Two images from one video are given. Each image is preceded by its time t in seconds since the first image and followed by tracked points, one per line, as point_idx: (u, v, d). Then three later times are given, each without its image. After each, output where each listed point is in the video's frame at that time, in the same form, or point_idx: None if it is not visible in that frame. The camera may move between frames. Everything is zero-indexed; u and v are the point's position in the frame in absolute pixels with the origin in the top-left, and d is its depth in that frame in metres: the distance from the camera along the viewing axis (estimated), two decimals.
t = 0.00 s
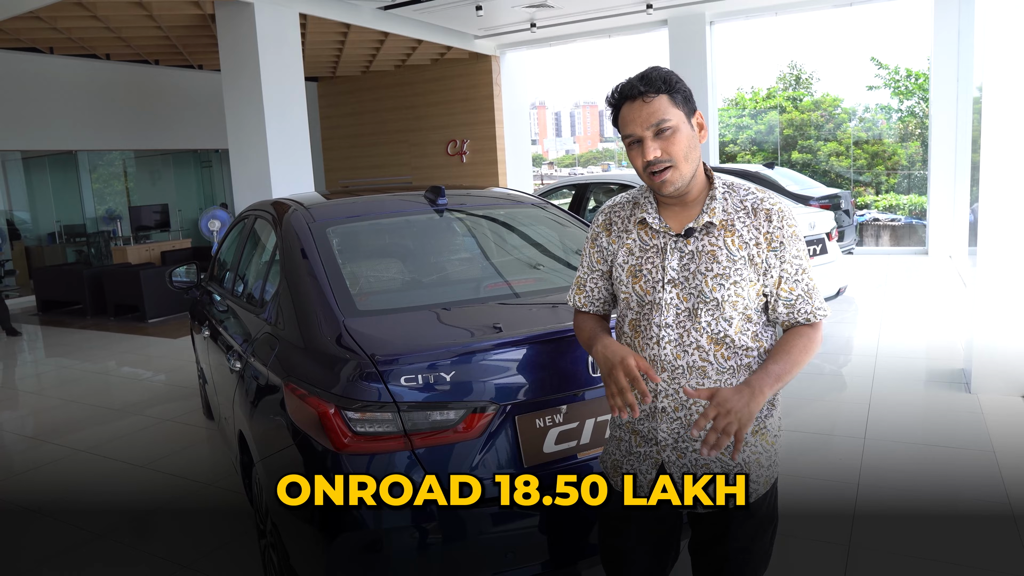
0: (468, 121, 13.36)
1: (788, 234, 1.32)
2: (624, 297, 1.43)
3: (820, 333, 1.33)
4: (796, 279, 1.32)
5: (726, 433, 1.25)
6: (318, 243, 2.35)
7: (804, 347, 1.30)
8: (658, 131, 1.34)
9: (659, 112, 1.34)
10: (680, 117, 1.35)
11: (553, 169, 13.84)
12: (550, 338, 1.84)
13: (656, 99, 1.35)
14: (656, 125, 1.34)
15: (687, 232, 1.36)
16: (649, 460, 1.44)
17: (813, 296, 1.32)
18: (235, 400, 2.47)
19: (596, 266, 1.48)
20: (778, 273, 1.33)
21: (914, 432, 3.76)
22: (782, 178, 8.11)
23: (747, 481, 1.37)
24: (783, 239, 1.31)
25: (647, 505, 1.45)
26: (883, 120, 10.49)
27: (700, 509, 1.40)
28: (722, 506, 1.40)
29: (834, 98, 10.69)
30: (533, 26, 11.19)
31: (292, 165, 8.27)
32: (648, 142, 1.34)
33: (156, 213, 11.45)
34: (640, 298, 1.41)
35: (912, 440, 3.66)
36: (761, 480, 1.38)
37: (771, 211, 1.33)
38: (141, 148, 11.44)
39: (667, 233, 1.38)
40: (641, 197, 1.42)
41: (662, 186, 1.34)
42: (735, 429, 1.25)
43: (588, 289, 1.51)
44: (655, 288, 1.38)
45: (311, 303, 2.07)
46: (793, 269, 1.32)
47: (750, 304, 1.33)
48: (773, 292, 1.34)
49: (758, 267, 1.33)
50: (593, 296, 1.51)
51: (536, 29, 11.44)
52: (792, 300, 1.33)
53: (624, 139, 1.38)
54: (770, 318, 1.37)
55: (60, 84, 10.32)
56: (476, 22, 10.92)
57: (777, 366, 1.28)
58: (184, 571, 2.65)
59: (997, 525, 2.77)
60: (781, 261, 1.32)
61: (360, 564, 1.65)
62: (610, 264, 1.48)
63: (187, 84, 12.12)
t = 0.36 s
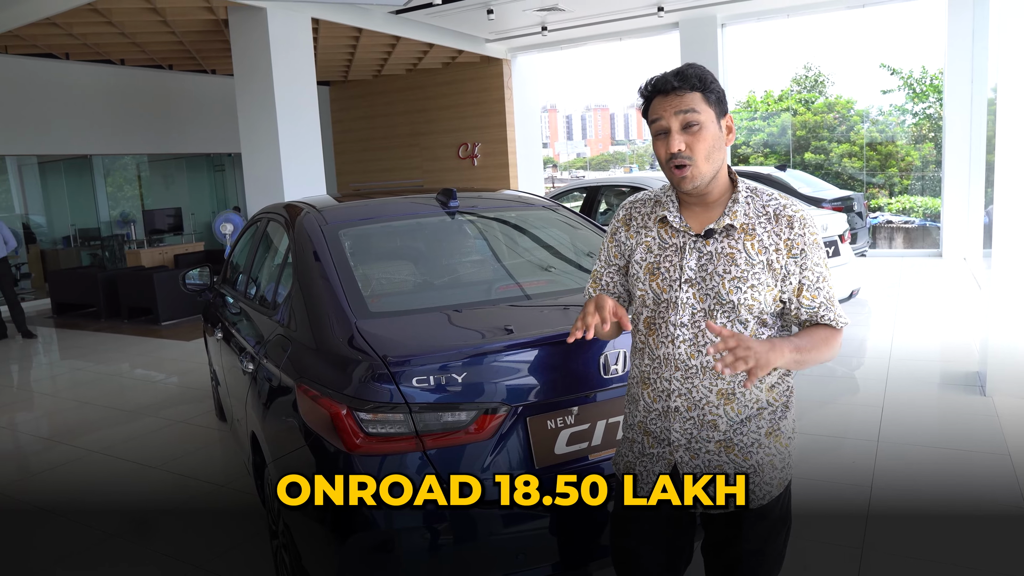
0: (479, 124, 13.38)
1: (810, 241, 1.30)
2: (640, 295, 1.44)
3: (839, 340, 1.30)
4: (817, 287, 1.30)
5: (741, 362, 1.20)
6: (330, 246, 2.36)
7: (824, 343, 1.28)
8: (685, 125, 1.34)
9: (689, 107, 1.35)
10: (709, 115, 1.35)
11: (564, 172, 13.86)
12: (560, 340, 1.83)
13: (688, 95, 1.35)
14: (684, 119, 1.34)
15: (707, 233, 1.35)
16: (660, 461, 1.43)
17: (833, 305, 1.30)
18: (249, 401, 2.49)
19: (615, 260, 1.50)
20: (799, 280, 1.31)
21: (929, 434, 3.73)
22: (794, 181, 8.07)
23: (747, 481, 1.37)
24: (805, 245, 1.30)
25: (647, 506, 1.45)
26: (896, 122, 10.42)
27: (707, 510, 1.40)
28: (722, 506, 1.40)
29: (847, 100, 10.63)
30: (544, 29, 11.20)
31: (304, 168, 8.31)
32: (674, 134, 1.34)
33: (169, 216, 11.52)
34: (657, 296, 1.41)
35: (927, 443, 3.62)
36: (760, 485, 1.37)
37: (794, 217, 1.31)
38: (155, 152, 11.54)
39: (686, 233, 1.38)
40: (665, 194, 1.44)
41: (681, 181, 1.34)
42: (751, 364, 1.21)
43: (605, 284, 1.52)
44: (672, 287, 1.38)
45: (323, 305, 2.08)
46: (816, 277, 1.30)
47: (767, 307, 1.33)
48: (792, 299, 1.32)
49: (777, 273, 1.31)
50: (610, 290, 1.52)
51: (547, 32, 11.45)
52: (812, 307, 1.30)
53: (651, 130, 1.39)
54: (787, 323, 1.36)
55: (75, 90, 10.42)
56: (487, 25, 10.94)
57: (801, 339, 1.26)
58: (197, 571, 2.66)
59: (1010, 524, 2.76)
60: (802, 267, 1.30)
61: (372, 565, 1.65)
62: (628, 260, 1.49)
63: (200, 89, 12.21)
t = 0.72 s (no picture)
0: (485, 125, 13.39)
1: (817, 242, 1.30)
2: (649, 294, 1.43)
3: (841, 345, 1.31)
4: (821, 287, 1.30)
5: (720, 373, 1.22)
6: (335, 246, 2.36)
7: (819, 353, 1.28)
8: (730, 124, 1.34)
9: (736, 106, 1.35)
10: (749, 121, 1.36)
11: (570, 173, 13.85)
12: (566, 340, 1.83)
13: (739, 93, 1.35)
14: (732, 116, 1.34)
15: (716, 232, 1.34)
16: (668, 460, 1.42)
17: (838, 307, 1.30)
18: (254, 401, 2.49)
19: (624, 260, 1.49)
20: (805, 280, 1.31)
21: (938, 435, 3.71)
22: (801, 181, 8.05)
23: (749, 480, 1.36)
24: (812, 245, 1.29)
25: (648, 505, 1.45)
26: (903, 123, 10.38)
27: (709, 509, 1.39)
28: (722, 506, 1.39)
29: (855, 100, 10.59)
30: (550, 30, 11.19)
31: (310, 168, 8.32)
32: (718, 127, 1.33)
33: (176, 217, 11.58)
34: (666, 295, 1.40)
35: (935, 443, 3.60)
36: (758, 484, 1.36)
37: (802, 217, 1.31)
38: (162, 152, 11.58)
39: (695, 232, 1.37)
40: (675, 192, 1.42)
41: (710, 176, 1.33)
42: (730, 377, 1.22)
43: (615, 283, 1.51)
44: (679, 286, 1.37)
45: (329, 305, 2.09)
46: (820, 277, 1.30)
47: (775, 307, 1.32)
48: (797, 299, 1.32)
49: (784, 273, 1.31)
50: (620, 290, 1.51)
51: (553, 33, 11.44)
52: (816, 309, 1.30)
53: (690, 116, 1.37)
54: (794, 323, 1.35)
55: (83, 90, 10.47)
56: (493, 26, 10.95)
57: (792, 350, 1.27)
58: (202, 570, 2.67)
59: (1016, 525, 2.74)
60: (809, 267, 1.30)
61: (376, 564, 1.65)
62: (637, 259, 1.48)
63: (207, 90, 12.26)
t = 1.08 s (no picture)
0: (487, 124, 13.39)
1: (827, 244, 1.29)
2: (655, 294, 1.42)
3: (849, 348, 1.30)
4: (831, 291, 1.29)
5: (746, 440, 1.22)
6: (335, 245, 2.36)
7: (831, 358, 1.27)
8: (749, 131, 1.32)
9: (755, 114, 1.32)
10: (768, 128, 1.34)
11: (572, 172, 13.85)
12: (566, 339, 1.83)
13: (759, 100, 1.32)
14: (751, 123, 1.32)
15: (726, 233, 1.34)
16: (677, 461, 1.42)
17: (847, 311, 1.29)
18: (254, 400, 2.50)
19: (631, 259, 1.48)
20: (815, 283, 1.30)
21: (940, 435, 3.70)
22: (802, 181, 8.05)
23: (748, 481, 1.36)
24: (822, 249, 1.29)
25: (648, 505, 1.46)
26: (906, 122, 10.36)
27: (708, 510, 1.40)
28: (722, 506, 1.39)
29: (858, 99, 10.56)
30: (551, 29, 11.18)
31: (311, 168, 8.33)
32: (735, 134, 1.31)
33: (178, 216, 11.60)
34: (673, 295, 1.39)
35: (936, 443, 3.60)
36: (762, 484, 1.36)
37: (813, 221, 1.30)
38: (164, 152, 11.61)
39: (705, 232, 1.36)
40: (685, 191, 1.41)
41: (725, 182, 1.32)
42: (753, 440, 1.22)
43: (623, 282, 1.50)
44: (687, 287, 1.37)
45: (328, 304, 2.09)
46: (831, 281, 1.29)
47: (784, 310, 1.31)
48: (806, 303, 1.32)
49: (794, 276, 1.30)
50: (627, 290, 1.50)
51: (555, 32, 11.45)
52: (827, 313, 1.29)
53: (707, 119, 1.34)
54: (802, 325, 1.35)
55: (86, 91, 10.49)
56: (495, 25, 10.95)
57: (804, 375, 1.25)
58: (202, 570, 2.67)
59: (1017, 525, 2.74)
60: (819, 270, 1.29)
61: (377, 564, 1.66)
62: (644, 257, 1.47)
63: (209, 90, 12.28)
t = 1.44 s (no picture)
0: (487, 125, 13.41)
1: (835, 248, 1.27)
2: (660, 297, 1.42)
3: (858, 349, 1.30)
4: (837, 294, 1.28)
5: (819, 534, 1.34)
6: (334, 245, 2.37)
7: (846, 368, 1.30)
8: (741, 139, 1.30)
9: (747, 120, 1.30)
10: (763, 134, 1.32)
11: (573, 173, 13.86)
12: (565, 340, 1.83)
13: (750, 105, 1.30)
14: (740, 132, 1.30)
15: (729, 238, 1.33)
16: (685, 459, 1.43)
17: (858, 314, 1.28)
18: (254, 400, 2.51)
19: (638, 262, 1.47)
20: (820, 287, 1.28)
21: (941, 435, 3.70)
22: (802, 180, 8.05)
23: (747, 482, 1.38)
24: (828, 252, 1.27)
25: (647, 505, 1.46)
26: (908, 122, 10.35)
27: (709, 510, 1.40)
28: (723, 506, 1.39)
29: (859, 99, 10.56)
30: (552, 29, 11.18)
31: (312, 168, 8.34)
32: (725, 145, 1.30)
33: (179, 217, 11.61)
34: (677, 300, 1.39)
35: (936, 443, 3.60)
36: (763, 485, 1.37)
37: (818, 224, 1.28)
38: (166, 153, 11.63)
39: (709, 237, 1.35)
40: (689, 196, 1.40)
41: (719, 192, 1.31)
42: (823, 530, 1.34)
43: (630, 285, 1.49)
44: (690, 291, 1.36)
45: (328, 303, 2.10)
46: (837, 284, 1.27)
47: (788, 315, 1.30)
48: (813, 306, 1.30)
49: (798, 281, 1.29)
50: (634, 293, 1.49)
51: (556, 33, 11.46)
52: (834, 315, 1.28)
53: (697, 131, 1.34)
54: (808, 329, 1.33)
55: (87, 92, 10.51)
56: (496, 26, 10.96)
57: (842, 434, 1.30)
58: (202, 569, 2.68)
59: (1015, 525, 2.73)
60: (824, 275, 1.27)
61: (376, 562, 1.66)
62: (649, 260, 1.46)
63: (210, 90, 12.30)
